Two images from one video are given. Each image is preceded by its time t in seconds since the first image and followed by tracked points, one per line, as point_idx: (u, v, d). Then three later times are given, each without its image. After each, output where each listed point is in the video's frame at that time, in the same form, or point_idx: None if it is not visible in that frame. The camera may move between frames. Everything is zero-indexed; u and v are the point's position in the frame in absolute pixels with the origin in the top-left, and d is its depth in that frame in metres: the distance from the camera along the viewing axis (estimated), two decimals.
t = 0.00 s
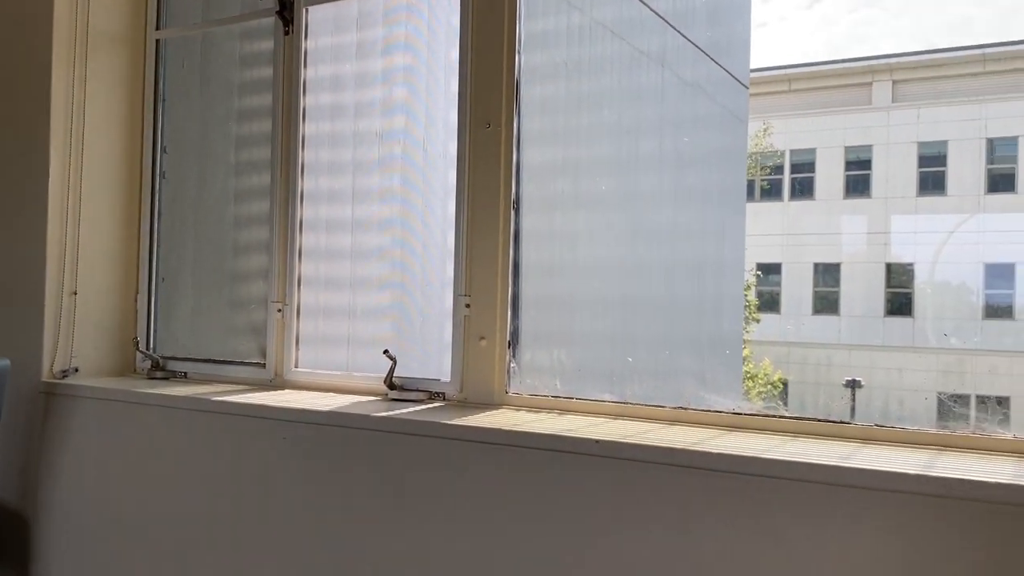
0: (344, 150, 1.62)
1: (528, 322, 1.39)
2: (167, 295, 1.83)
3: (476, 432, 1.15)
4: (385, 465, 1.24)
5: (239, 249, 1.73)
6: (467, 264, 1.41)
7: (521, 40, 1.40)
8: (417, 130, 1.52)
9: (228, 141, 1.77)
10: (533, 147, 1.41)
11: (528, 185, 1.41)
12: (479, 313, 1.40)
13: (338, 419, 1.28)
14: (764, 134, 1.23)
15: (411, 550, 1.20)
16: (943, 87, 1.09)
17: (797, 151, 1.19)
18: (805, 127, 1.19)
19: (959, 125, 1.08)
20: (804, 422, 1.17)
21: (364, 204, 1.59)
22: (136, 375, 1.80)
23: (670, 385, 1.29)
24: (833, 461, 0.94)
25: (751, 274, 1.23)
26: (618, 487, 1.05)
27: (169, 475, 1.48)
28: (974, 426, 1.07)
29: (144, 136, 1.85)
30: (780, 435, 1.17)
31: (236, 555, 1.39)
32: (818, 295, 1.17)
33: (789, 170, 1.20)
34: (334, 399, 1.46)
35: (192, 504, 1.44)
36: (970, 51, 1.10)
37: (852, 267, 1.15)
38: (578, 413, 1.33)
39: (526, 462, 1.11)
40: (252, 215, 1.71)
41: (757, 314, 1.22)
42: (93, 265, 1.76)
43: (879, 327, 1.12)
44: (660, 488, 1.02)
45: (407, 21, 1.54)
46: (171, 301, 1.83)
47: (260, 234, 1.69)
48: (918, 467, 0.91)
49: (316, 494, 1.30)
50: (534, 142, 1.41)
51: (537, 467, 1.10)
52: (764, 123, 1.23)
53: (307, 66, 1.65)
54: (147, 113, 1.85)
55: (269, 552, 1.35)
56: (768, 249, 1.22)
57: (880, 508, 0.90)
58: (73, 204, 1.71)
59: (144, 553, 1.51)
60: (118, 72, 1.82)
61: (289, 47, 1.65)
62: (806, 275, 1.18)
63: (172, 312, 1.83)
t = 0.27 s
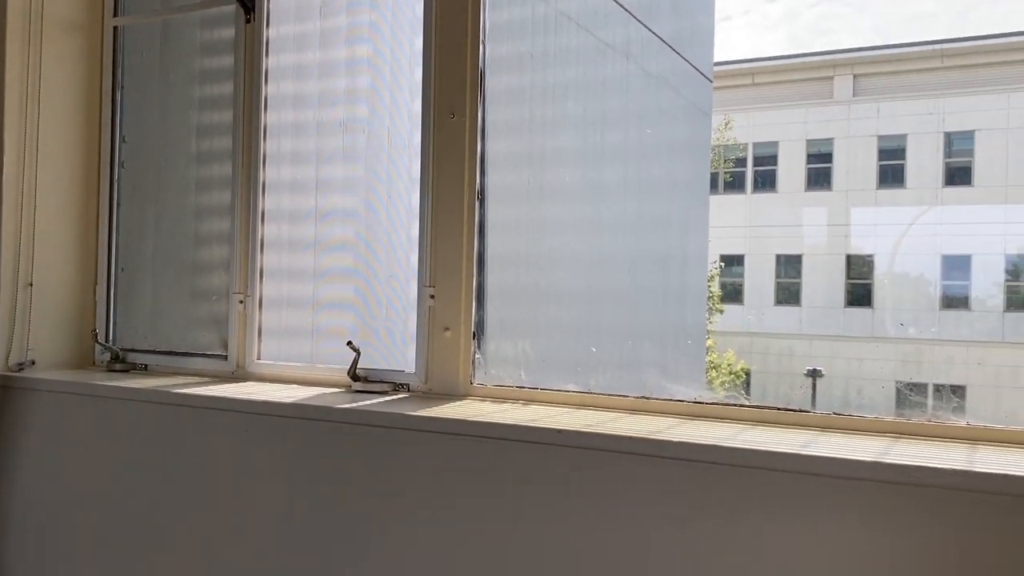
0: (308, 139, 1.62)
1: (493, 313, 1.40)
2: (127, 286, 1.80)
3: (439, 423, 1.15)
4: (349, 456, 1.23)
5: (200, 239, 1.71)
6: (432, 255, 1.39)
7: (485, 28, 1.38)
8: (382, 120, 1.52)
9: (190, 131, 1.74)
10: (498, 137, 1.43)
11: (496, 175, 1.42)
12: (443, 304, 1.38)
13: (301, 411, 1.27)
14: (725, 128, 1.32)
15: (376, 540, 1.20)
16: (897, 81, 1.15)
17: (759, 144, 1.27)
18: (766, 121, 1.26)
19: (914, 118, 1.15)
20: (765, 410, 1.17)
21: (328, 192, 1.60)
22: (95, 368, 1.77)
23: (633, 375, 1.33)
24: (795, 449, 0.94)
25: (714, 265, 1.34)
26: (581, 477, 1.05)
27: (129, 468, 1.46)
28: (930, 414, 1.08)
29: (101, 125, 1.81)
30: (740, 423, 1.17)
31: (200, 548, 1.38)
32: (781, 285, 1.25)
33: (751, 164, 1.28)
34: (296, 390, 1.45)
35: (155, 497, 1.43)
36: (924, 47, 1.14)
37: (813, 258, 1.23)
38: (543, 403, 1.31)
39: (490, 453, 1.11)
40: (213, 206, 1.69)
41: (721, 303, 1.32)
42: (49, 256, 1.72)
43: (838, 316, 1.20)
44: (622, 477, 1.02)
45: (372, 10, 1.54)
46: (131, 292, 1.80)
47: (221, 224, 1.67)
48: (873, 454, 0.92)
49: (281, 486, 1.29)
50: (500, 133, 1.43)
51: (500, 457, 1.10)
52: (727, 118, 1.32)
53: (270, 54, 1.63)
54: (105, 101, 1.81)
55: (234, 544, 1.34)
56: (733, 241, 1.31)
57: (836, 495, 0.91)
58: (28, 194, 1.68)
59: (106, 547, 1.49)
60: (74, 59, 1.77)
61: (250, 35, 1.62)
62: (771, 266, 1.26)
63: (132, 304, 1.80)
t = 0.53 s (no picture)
0: (270, 127, 1.59)
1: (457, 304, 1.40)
2: (85, 277, 1.76)
3: (404, 414, 1.14)
4: (313, 448, 1.22)
5: (160, 229, 1.68)
6: (397, 246, 1.37)
7: (450, 16, 1.37)
8: (346, 109, 1.50)
9: (149, 118, 1.71)
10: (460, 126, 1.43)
11: (458, 164, 1.42)
12: (408, 294, 1.36)
13: (264, 403, 1.26)
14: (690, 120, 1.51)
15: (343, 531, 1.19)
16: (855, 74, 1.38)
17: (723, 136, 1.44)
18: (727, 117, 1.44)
19: (878, 113, 1.38)
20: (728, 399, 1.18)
21: (291, 180, 1.58)
22: (52, 360, 1.74)
23: (599, 366, 1.36)
24: (756, 437, 0.95)
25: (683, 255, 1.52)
26: (547, 466, 1.04)
27: (87, 461, 1.44)
28: (891, 401, 1.12)
29: (57, 112, 1.76)
30: (704, 411, 1.17)
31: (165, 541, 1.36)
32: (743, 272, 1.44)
33: (715, 158, 1.47)
34: (259, 382, 1.43)
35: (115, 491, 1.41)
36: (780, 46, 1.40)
37: (775, 248, 1.47)
38: (509, 393, 1.31)
39: (455, 444, 1.10)
40: (172, 194, 1.66)
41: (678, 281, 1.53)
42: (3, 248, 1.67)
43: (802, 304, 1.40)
44: (589, 467, 1.02)
45: None
46: (89, 283, 1.76)
47: (181, 214, 1.64)
48: (836, 442, 0.93)
49: (246, 479, 1.28)
50: (460, 121, 1.43)
51: (466, 448, 1.10)
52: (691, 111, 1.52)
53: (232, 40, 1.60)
54: (60, 88, 1.75)
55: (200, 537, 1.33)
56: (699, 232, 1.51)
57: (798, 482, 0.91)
58: None
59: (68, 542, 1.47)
60: (28, 44, 1.71)
61: (211, 21, 1.58)
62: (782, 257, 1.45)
63: (89, 295, 1.76)
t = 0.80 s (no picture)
0: (232, 115, 1.57)
1: (423, 296, 1.39)
2: (41, 269, 1.72)
3: (365, 405, 1.13)
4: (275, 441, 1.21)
5: (118, 219, 1.65)
6: (359, 236, 1.35)
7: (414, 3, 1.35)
8: (309, 97, 1.48)
9: (106, 106, 1.67)
10: (425, 115, 1.43)
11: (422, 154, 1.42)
12: (371, 285, 1.34)
13: (223, 395, 1.24)
14: (660, 112, 1.56)
15: (306, 523, 1.18)
16: (812, 65, 1.42)
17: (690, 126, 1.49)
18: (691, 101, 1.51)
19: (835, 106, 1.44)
20: (691, 388, 1.18)
21: (254, 170, 1.56)
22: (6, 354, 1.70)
23: (566, 357, 1.36)
24: (719, 426, 0.95)
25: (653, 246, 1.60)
26: (509, 457, 1.04)
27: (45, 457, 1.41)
28: (853, 392, 1.12)
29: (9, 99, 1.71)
30: (667, 401, 1.17)
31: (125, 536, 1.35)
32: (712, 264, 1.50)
33: (682, 146, 1.51)
34: (219, 374, 1.41)
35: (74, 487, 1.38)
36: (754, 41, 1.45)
37: (740, 238, 1.50)
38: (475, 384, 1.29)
39: (417, 435, 1.10)
40: (130, 184, 1.63)
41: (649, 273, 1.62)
42: None
43: (764, 293, 1.44)
44: (550, 457, 1.02)
45: None
46: (45, 275, 1.72)
47: (140, 204, 1.61)
48: (795, 431, 0.93)
49: (207, 473, 1.26)
50: (424, 110, 1.42)
51: (427, 440, 1.09)
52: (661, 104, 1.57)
53: (192, 27, 1.57)
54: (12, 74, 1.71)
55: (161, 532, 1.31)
56: (667, 223, 1.57)
57: (758, 471, 0.92)
58: None
59: (26, 538, 1.44)
60: None
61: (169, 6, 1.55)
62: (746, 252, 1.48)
63: (45, 287, 1.72)
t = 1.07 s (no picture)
0: (195, 100, 1.54)
1: (388, 284, 1.39)
2: None
3: (330, 393, 1.12)
4: (237, 429, 1.19)
5: (77, 206, 1.61)
6: (323, 224, 1.34)
7: None
8: (272, 81, 1.46)
9: (63, 90, 1.63)
10: (390, 100, 1.42)
11: (388, 139, 1.42)
12: (334, 273, 1.33)
13: (186, 384, 1.22)
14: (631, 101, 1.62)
15: (270, 513, 1.17)
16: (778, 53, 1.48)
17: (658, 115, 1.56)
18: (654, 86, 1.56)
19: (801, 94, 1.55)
20: (656, 374, 1.18)
21: (216, 156, 1.53)
22: None
23: (532, 344, 1.36)
24: (682, 411, 0.96)
25: (620, 236, 1.67)
26: (475, 444, 1.04)
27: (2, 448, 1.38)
28: (814, 376, 1.13)
29: None
30: (632, 386, 1.17)
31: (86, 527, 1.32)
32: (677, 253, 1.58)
33: (650, 135, 1.57)
34: (181, 363, 1.39)
35: (32, 478, 1.36)
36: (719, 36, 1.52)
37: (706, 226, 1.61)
38: (439, 371, 1.29)
39: (383, 423, 1.09)
40: (89, 170, 1.60)
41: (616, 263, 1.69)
42: None
43: (730, 282, 1.55)
44: (516, 444, 1.02)
45: None
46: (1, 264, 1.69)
47: (99, 190, 1.57)
48: (758, 415, 0.94)
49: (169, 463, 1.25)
50: (389, 95, 1.42)
51: (393, 427, 1.08)
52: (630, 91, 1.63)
53: (154, 9, 1.54)
54: None
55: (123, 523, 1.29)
56: (632, 212, 1.64)
57: (722, 456, 0.92)
58: None
59: None
60: None
61: None
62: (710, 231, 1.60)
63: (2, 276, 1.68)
